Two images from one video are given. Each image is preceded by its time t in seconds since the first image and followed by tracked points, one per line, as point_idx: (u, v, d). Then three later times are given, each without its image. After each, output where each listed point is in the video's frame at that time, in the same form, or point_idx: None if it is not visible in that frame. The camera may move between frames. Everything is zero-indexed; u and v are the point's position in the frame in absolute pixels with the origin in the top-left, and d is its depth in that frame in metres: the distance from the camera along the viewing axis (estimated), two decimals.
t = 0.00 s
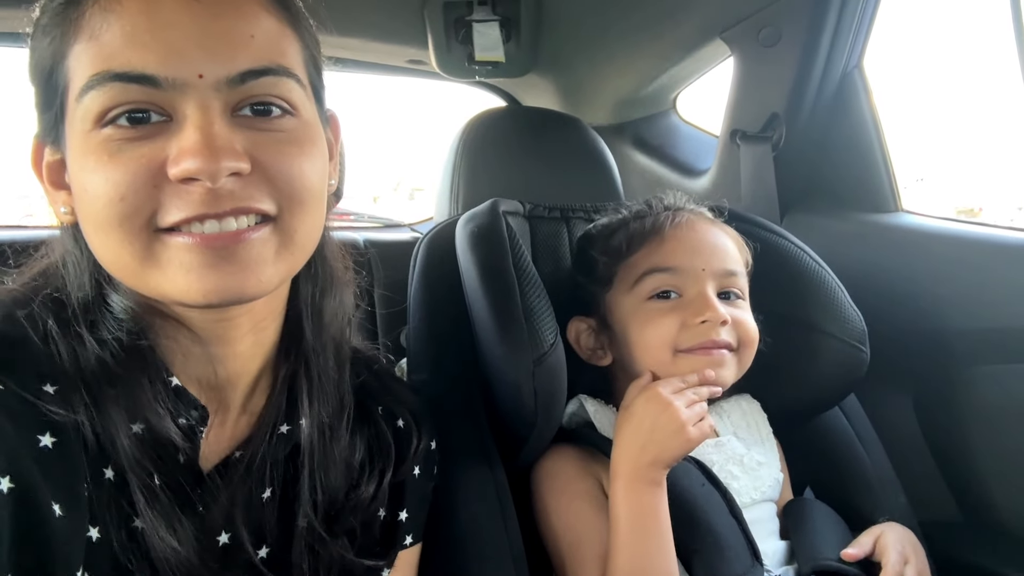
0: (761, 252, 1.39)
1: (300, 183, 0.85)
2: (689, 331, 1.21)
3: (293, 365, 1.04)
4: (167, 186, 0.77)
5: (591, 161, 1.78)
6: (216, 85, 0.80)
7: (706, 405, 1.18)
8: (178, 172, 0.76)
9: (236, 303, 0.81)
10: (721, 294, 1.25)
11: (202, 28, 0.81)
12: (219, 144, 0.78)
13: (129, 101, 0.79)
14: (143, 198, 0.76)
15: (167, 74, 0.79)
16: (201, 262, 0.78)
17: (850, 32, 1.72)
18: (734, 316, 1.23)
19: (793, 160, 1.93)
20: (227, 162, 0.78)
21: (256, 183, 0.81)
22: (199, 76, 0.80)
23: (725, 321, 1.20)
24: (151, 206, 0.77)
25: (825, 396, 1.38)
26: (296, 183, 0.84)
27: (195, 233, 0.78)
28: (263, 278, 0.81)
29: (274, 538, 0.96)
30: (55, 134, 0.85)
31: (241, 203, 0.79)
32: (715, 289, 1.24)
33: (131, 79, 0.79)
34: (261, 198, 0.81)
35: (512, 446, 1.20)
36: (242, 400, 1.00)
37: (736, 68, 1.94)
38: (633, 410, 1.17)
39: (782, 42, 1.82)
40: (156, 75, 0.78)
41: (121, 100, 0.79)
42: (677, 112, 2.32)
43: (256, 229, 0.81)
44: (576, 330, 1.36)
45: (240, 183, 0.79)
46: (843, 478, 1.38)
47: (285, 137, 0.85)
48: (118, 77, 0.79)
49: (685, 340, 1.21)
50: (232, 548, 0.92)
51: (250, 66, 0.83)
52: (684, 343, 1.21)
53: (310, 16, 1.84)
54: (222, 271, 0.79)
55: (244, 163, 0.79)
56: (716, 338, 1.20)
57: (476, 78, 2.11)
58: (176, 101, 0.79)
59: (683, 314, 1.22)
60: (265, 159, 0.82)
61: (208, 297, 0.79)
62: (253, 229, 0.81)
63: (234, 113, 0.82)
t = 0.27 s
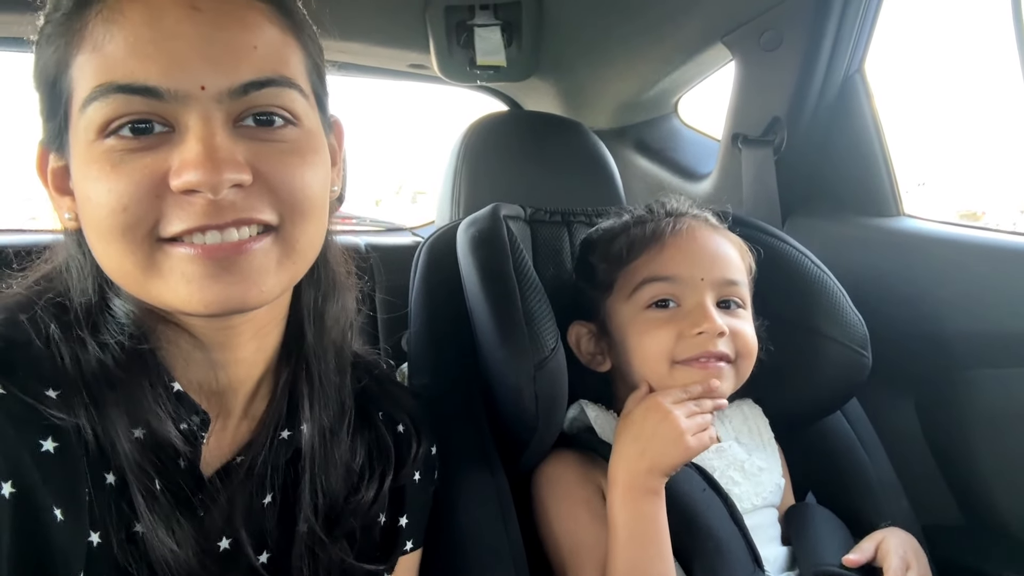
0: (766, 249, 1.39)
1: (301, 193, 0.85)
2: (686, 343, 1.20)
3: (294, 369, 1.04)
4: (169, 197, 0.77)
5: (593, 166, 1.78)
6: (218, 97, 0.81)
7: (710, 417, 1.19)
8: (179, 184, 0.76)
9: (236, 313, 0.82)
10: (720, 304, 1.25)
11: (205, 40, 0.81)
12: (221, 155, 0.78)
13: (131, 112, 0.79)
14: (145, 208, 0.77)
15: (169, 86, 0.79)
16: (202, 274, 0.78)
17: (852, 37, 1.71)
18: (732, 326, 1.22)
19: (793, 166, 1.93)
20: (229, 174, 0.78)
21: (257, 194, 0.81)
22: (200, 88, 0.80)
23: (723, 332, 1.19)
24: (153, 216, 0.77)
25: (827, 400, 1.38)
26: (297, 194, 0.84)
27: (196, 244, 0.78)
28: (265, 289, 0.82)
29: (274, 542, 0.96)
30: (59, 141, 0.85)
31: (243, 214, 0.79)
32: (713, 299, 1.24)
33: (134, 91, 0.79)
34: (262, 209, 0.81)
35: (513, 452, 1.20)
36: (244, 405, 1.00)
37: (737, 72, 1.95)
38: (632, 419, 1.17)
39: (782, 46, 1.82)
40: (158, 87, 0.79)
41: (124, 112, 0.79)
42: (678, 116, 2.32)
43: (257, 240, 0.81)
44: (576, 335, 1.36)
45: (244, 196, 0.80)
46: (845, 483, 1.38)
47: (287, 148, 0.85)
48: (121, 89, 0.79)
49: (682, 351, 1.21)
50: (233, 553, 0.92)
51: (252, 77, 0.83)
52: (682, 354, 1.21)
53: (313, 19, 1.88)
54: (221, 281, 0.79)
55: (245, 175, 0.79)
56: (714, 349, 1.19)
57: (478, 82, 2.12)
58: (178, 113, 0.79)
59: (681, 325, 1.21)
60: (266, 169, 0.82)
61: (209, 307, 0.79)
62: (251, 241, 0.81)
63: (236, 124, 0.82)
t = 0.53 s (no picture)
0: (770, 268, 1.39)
1: (306, 204, 0.86)
2: (683, 353, 1.19)
3: (297, 376, 1.05)
4: (176, 210, 0.78)
5: (595, 173, 1.79)
6: (224, 111, 0.82)
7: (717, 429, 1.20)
8: (186, 198, 0.78)
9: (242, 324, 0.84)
10: (719, 315, 1.24)
11: (211, 55, 0.82)
12: (227, 169, 0.80)
13: (139, 126, 0.80)
14: (153, 221, 0.78)
15: (177, 100, 0.80)
16: (209, 286, 0.80)
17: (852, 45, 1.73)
18: (731, 338, 1.21)
19: (794, 174, 1.94)
20: (236, 187, 0.79)
21: (262, 206, 0.82)
22: (207, 102, 0.81)
23: (721, 343, 1.18)
24: (161, 229, 0.78)
25: (829, 408, 1.38)
26: (302, 205, 0.85)
27: (203, 255, 0.80)
28: (271, 299, 0.84)
29: (279, 549, 0.97)
30: (67, 153, 0.87)
31: (249, 226, 0.81)
32: (712, 309, 1.23)
33: (141, 106, 0.80)
34: (267, 220, 0.82)
35: (516, 459, 1.21)
36: (248, 412, 1.01)
37: (738, 81, 1.96)
38: (638, 428, 1.19)
39: (784, 55, 1.84)
40: (166, 102, 0.80)
41: (133, 126, 0.80)
42: (680, 124, 2.33)
43: (263, 251, 0.83)
44: (579, 341, 1.36)
45: (252, 208, 0.81)
46: (847, 490, 1.39)
47: (293, 161, 0.86)
48: (129, 104, 0.80)
49: (679, 362, 1.20)
50: (238, 558, 0.93)
51: (258, 91, 0.85)
52: (679, 366, 1.20)
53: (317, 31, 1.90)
54: (226, 292, 0.81)
55: (252, 188, 0.81)
56: (712, 361, 1.18)
57: (481, 91, 2.14)
58: (186, 127, 0.81)
59: (678, 335, 1.20)
60: (272, 181, 0.83)
61: (215, 321, 0.81)
62: (257, 254, 0.82)
63: (242, 137, 0.83)
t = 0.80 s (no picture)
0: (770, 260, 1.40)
1: (311, 209, 0.87)
2: (658, 346, 1.23)
3: (300, 379, 1.06)
4: (184, 215, 0.79)
5: (595, 176, 1.80)
6: (231, 117, 0.83)
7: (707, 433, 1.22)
8: (193, 203, 0.78)
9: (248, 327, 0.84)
10: (695, 307, 1.26)
11: (218, 61, 0.83)
12: (235, 174, 0.80)
13: (147, 132, 0.81)
14: (161, 226, 0.79)
15: (184, 106, 0.81)
16: (216, 290, 0.81)
17: (850, 49, 1.75)
18: (705, 330, 1.24)
19: (792, 177, 1.95)
20: (243, 193, 0.80)
21: (269, 211, 0.83)
22: (215, 108, 0.82)
23: (692, 334, 1.21)
24: (168, 234, 0.79)
25: (828, 410, 1.39)
26: (306, 209, 0.86)
27: (210, 260, 0.81)
28: (277, 303, 0.85)
29: (282, 550, 0.98)
30: (73, 158, 0.87)
31: (256, 230, 0.82)
32: (687, 302, 1.26)
33: (149, 112, 0.81)
34: (274, 224, 0.83)
35: (518, 460, 1.21)
36: (252, 416, 1.02)
37: (737, 84, 1.97)
38: (636, 435, 1.20)
39: (783, 57, 1.86)
40: (174, 108, 0.80)
41: (140, 132, 0.81)
42: (679, 126, 2.34)
43: (269, 255, 0.84)
44: (574, 344, 1.37)
45: (259, 212, 0.82)
46: (846, 491, 1.39)
47: (298, 166, 0.87)
48: (137, 110, 0.81)
49: (654, 356, 1.23)
50: (241, 561, 0.93)
51: (264, 96, 0.85)
52: (654, 360, 1.23)
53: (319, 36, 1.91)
54: (233, 296, 0.82)
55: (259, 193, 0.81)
56: (685, 353, 1.22)
57: (481, 93, 2.15)
58: (194, 133, 0.81)
59: (652, 329, 1.24)
60: (278, 185, 0.84)
61: (221, 324, 0.82)
62: (262, 259, 0.83)
63: (249, 142, 0.84)
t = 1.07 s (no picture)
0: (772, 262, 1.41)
1: (319, 214, 0.88)
2: (634, 346, 1.25)
3: (305, 381, 1.06)
4: (193, 222, 0.80)
5: (596, 179, 1.81)
6: (240, 125, 0.83)
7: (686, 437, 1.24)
8: (203, 209, 0.79)
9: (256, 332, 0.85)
10: (674, 309, 1.28)
11: (227, 70, 0.84)
12: (245, 182, 0.81)
13: (157, 141, 0.81)
14: (170, 233, 0.80)
15: (194, 115, 0.81)
16: (225, 295, 0.82)
17: (850, 52, 1.75)
18: (681, 333, 1.26)
19: (793, 180, 1.96)
20: (253, 200, 0.81)
21: (278, 217, 0.84)
22: (224, 116, 0.82)
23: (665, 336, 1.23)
24: (178, 240, 0.80)
25: (829, 412, 1.39)
26: (312, 216, 0.87)
27: (219, 266, 0.82)
28: (285, 308, 0.86)
29: (285, 553, 0.98)
30: (82, 164, 0.88)
31: (265, 236, 0.83)
32: (665, 304, 1.28)
33: (160, 120, 0.81)
34: (282, 230, 0.84)
35: (521, 462, 1.21)
36: (257, 420, 1.03)
37: (738, 88, 1.98)
38: (636, 445, 1.20)
39: (784, 60, 1.86)
40: (184, 116, 0.81)
41: (150, 140, 0.81)
42: (680, 129, 2.35)
43: (276, 261, 0.85)
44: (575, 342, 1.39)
45: (267, 218, 0.83)
46: (847, 493, 1.39)
47: (305, 173, 0.88)
48: (147, 119, 0.81)
49: (629, 357, 1.26)
50: (246, 563, 0.93)
51: (272, 105, 0.86)
52: (630, 360, 1.26)
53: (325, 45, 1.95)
54: (241, 302, 0.83)
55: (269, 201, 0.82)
56: (658, 356, 1.25)
57: (483, 96, 2.16)
58: (203, 141, 0.82)
59: (629, 329, 1.26)
60: (286, 193, 0.85)
61: (230, 327, 0.83)
62: (269, 266, 0.84)
63: (257, 150, 0.85)
